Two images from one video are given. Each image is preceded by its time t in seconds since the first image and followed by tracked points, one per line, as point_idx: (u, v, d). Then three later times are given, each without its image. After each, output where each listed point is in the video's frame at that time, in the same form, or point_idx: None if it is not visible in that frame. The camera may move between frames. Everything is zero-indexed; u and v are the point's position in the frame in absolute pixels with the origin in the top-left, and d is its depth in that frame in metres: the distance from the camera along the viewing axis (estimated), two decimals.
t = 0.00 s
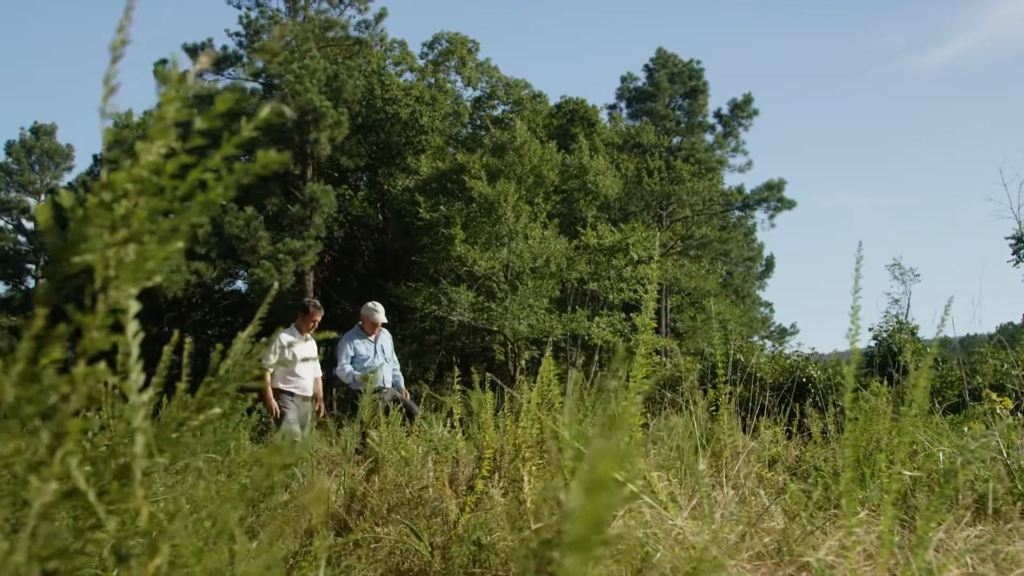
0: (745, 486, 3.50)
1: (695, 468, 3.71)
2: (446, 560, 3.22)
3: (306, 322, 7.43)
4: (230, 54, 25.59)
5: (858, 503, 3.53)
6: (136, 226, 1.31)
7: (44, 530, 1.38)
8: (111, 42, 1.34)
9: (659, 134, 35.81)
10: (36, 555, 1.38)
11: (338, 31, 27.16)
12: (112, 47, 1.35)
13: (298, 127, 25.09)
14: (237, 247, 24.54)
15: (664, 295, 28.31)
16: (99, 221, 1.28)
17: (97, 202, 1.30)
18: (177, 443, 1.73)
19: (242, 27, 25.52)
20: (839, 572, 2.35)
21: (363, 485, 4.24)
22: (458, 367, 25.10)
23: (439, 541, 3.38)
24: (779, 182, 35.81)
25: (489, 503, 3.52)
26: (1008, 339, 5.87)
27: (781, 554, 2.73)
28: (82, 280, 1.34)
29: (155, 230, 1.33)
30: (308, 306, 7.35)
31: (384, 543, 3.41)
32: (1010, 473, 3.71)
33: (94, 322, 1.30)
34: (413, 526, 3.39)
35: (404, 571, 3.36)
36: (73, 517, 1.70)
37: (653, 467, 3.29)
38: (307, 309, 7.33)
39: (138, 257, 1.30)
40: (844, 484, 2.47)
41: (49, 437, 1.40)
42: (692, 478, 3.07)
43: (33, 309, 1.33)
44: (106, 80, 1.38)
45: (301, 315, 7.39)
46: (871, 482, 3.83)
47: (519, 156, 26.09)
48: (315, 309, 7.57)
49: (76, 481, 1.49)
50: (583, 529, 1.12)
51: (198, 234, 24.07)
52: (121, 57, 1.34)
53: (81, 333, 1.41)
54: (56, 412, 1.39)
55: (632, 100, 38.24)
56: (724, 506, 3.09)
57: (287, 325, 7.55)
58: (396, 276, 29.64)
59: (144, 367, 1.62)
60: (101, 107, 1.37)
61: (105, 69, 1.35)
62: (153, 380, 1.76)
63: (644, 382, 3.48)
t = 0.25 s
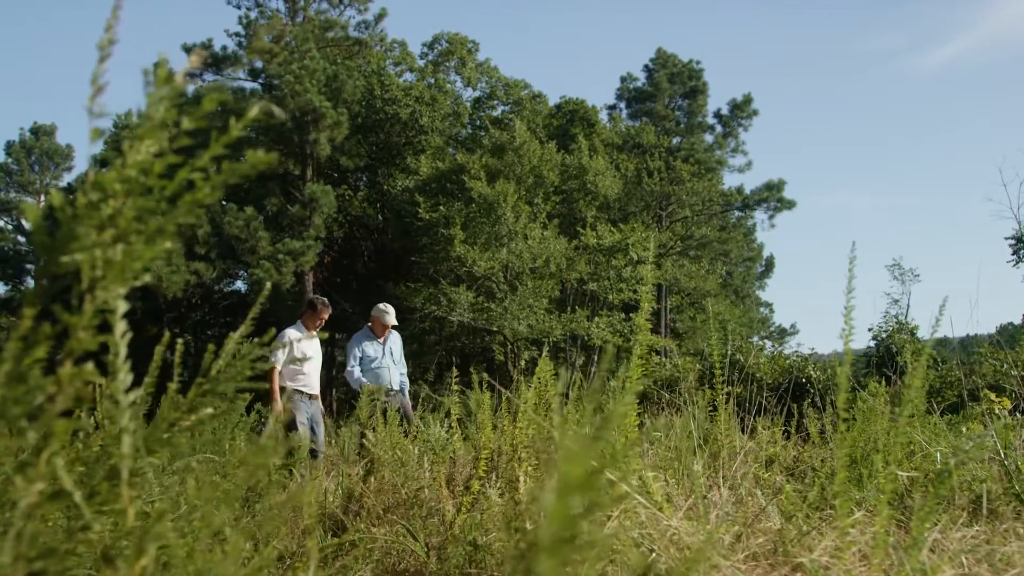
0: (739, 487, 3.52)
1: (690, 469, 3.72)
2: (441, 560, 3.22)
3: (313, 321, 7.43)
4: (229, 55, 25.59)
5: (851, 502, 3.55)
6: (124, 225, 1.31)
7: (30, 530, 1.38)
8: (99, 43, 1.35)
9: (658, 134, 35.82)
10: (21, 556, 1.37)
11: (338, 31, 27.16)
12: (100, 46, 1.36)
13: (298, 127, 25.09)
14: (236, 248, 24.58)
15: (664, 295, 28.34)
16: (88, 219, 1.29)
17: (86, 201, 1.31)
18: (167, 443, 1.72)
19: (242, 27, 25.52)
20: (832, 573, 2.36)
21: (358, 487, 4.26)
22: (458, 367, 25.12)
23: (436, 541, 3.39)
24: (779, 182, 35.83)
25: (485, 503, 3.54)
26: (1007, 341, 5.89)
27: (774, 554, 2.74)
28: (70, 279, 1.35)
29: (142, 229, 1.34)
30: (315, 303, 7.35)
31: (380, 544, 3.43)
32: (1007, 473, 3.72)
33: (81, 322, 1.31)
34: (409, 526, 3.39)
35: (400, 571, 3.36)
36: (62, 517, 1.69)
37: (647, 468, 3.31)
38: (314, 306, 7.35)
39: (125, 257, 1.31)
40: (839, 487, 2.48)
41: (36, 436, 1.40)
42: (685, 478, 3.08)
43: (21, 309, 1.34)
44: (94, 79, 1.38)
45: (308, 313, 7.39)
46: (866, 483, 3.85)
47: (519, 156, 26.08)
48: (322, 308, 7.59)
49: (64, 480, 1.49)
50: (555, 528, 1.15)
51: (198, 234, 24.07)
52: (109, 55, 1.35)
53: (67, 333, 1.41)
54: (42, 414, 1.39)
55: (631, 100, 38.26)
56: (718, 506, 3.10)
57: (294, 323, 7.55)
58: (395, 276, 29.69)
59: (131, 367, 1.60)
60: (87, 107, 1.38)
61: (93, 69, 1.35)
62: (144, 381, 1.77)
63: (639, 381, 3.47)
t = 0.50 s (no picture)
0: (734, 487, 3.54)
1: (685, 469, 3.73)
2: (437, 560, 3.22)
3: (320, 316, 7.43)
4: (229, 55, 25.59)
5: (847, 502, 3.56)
6: (106, 225, 1.29)
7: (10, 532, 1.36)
8: (81, 42, 1.33)
9: (658, 135, 35.81)
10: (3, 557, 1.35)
11: (338, 32, 27.14)
12: (82, 45, 1.33)
13: (297, 128, 25.07)
14: (235, 248, 24.52)
15: (663, 295, 28.34)
16: (69, 219, 1.27)
17: (68, 201, 1.29)
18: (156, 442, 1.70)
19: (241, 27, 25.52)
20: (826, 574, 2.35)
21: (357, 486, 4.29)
22: (457, 368, 25.13)
23: (431, 541, 3.38)
24: (779, 182, 35.82)
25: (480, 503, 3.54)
26: (1005, 341, 5.87)
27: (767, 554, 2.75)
28: (52, 279, 1.33)
29: (125, 229, 1.31)
30: (322, 298, 7.35)
31: (375, 544, 3.44)
32: (1004, 474, 3.72)
33: (62, 321, 1.29)
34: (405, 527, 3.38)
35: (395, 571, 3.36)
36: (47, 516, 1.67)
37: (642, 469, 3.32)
38: (320, 301, 7.34)
39: (107, 256, 1.29)
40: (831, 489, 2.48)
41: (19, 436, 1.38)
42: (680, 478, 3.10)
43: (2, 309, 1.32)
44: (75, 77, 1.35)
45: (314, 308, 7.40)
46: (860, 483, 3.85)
47: (518, 157, 26.01)
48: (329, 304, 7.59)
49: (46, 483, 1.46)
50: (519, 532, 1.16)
51: (197, 234, 24.07)
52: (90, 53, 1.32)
53: (53, 332, 1.39)
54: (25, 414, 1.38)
55: (631, 101, 38.24)
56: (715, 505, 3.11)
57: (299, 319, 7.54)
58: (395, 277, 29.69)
59: (113, 366, 1.56)
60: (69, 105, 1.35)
61: (75, 67, 1.33)
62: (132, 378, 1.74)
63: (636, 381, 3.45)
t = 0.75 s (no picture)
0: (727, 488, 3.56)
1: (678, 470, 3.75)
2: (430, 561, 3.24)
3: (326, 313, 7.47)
4: (229, 56, 25.61)
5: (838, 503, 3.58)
6: (86, 225, 1.29)
7: None
8: (65, 44, 1.32)
9: (657, 136, 35.84)
10: None
11: (337, 33, 27.16)
12: (66, 46, 1.32)
13: (296, 129, 25.08)
14: (235, 249, 24.55)
15: (662, 296, 28.36)
16: (50, 218, 1.27)
17: (49, 202, 1.29)
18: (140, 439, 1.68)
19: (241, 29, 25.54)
20: None
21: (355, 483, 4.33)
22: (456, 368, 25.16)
23: (426, 541, 3.40)
24: (777, 184, 35.88)
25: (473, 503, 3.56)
26: (1002, 343, 5.88)
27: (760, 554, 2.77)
28: (32, 280, 1.33)
29: (104, 232, 1.32)
30: (326, 295, 7.37)
31: (370, 546, 3.48)
32: (998, 475, 3.73)
33: (42, 324, 1.32)
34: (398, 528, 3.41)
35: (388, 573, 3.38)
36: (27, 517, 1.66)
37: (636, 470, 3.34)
38: (326, 297, 7.39)
39: (89, 257, 1.30)
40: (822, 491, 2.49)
41: None
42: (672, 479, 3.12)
43: None
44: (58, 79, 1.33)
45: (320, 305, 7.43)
46: (854, 484, 3.87)
47: (517, 158, 26.00)
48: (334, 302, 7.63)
49: (21, 483, 1.46)
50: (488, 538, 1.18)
51: (196, 235, 24.08)
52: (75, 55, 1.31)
53: (33, 332, 1.40)
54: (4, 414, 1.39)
55: (630, 102, 38.26)
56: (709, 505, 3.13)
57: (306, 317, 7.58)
58: (394, 279, 29.73)
59: (96, 369, 1.50)
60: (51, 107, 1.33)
61: (58, 69, 1.31)
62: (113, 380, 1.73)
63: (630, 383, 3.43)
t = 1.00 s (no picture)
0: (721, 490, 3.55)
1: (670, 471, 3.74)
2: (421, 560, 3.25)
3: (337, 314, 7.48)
4: (228, 57, 25.59)
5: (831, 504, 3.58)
6: (64, 228, 1.23)
7: None
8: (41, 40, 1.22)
9: (657, 137, 35.88)
10: None
11: (337, 34, 27.16)
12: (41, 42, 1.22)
13: (296, 130, 25.05)
14: (235, 250, 24.52)
15: (661, 297, 28.39)
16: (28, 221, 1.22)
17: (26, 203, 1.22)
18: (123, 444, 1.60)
19: (240, 30, 25.53)
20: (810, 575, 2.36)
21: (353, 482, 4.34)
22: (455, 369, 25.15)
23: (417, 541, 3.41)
24: (777, 184, 35.90)
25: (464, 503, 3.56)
26: (1002, 344, 5.86)
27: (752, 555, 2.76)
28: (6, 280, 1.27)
29: (82, 231, 1.25)
30: (336, 296, 7.39)
31: (363, 546, 3.49)
32: (994, 475, 3.68)
33: (19, 326, 1.26)
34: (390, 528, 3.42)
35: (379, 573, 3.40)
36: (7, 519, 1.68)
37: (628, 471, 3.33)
38: (338, 299, 7.38)
39: (66, 261, 1.24)
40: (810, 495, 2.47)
41: None
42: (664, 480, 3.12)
43: None
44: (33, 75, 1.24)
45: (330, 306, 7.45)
46: (848, 486, 3.86)
47: (517, 159, 26.01)
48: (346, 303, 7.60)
49: None
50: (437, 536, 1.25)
51: (195, 237, 24.06)
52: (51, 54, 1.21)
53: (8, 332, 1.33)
54: None
55: (630, 103, 38.28)
56: (701, 507, 3.13)
57: (319, 320, 7.61)
58: (394, 280, 29.77)
59: (73, 368, 1.54)
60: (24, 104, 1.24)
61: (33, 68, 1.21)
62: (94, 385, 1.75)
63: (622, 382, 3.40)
